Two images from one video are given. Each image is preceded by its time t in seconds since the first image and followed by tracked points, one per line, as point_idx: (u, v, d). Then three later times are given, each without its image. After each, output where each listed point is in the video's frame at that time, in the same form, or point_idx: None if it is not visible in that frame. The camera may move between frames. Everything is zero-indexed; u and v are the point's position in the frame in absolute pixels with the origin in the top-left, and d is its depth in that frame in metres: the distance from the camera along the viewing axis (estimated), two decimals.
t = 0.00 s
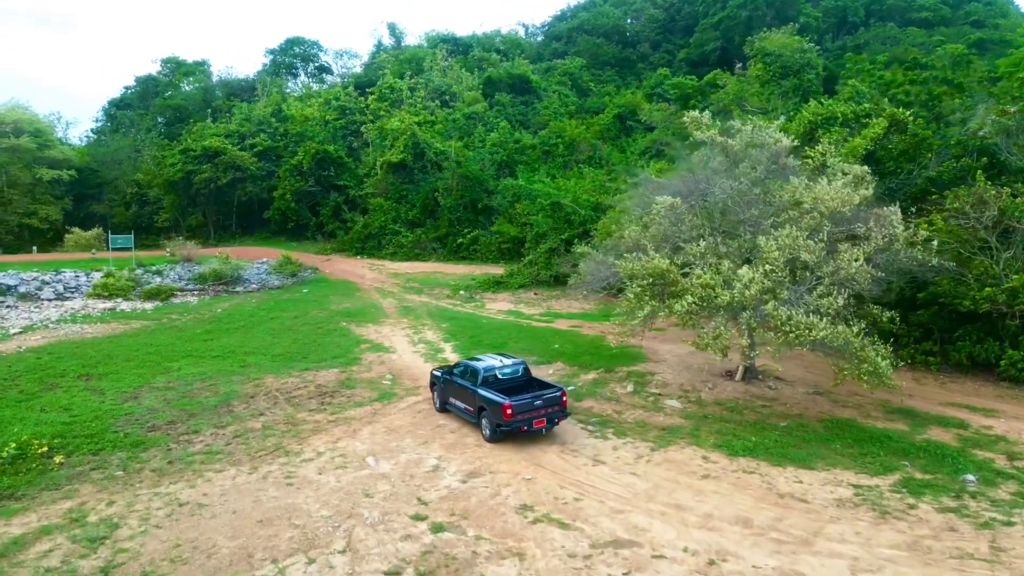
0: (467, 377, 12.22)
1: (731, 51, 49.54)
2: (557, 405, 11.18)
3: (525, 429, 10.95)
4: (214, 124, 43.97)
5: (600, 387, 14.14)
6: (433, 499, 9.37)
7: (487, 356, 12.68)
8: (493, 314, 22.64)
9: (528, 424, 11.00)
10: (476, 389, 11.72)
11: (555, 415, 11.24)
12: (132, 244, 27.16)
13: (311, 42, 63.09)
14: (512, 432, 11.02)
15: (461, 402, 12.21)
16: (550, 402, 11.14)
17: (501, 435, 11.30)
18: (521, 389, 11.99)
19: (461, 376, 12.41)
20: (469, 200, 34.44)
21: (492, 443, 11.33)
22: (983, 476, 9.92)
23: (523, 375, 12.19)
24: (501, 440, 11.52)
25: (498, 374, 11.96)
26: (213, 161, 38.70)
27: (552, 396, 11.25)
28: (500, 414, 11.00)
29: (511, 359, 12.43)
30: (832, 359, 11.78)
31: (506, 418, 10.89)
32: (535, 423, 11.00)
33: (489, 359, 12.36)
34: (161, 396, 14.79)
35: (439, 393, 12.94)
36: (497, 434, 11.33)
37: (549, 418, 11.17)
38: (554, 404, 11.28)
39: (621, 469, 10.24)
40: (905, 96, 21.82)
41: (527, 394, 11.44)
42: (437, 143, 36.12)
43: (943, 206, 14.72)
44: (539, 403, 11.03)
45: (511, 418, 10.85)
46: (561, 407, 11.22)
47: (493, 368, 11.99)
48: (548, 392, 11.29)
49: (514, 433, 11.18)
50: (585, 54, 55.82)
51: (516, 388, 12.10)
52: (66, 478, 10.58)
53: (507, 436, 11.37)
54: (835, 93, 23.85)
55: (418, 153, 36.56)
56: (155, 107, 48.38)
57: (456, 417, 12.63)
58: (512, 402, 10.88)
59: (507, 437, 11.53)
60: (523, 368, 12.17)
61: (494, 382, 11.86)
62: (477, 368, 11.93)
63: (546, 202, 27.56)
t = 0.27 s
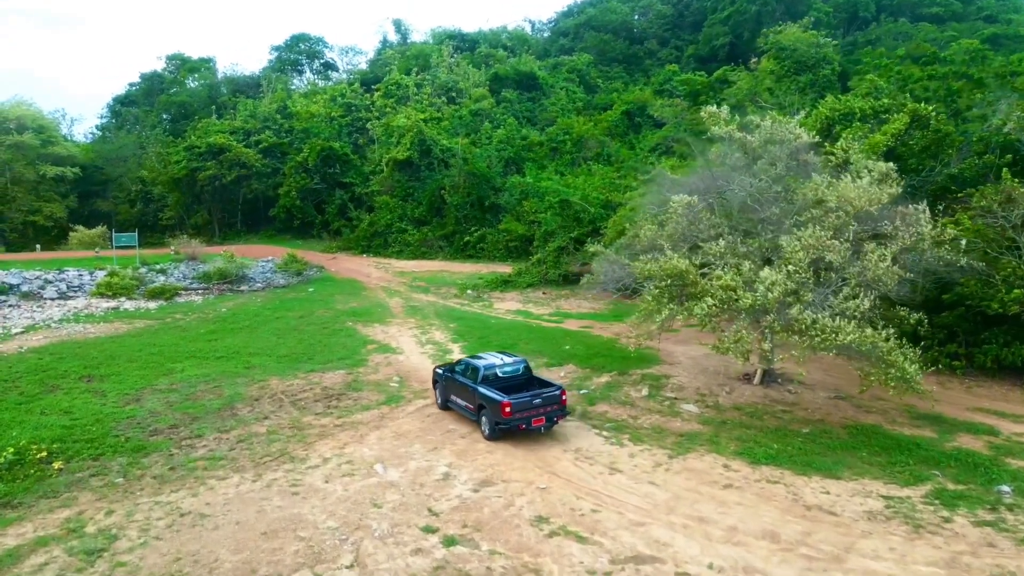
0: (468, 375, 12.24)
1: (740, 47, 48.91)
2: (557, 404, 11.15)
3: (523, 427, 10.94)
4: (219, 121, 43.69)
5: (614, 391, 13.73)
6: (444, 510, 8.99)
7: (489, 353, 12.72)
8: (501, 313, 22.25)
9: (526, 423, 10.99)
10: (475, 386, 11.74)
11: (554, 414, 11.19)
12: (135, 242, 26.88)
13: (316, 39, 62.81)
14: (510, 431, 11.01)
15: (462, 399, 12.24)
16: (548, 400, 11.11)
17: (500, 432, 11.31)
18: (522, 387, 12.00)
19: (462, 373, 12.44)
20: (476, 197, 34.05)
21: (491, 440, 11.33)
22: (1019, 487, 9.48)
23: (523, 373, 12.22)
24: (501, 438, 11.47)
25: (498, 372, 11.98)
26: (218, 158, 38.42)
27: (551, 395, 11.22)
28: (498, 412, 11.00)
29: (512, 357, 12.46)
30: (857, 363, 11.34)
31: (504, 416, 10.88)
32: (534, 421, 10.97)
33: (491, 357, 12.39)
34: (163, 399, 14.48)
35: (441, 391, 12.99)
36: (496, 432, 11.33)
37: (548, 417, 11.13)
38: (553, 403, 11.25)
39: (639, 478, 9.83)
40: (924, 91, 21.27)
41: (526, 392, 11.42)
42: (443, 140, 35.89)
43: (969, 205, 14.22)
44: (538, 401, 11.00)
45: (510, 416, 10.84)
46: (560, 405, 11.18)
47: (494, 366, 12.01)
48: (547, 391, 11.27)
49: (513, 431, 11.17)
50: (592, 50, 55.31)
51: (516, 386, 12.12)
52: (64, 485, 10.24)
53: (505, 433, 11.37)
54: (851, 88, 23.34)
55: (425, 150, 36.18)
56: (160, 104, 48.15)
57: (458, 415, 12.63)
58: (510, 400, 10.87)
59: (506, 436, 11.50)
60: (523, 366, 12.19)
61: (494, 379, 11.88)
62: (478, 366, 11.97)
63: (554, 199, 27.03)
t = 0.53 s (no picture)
0: (468, 372, 12.26)
1: (747, 44, 48.42)
2: (555, 403, 11.10)
3: (520, 426, 10.90)
4: (223, 118, 43.42)
5: (626, 394, 13.36)
6: (453, 520, 8.65)
7: (490, 351, 12.73)
8: (508, 313, 21.91)
9: (524, 421, 10.95)
10: (475, 384, 11.74)
11: (553, 413, 11.13)
12: (138, 241, 26.62)
13: (320, 36, 62.53)
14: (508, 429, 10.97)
15: (462, 397, 12.23)
16: (547, 399, 11.07)
17: (498, 430, 11.29)
18: (521, 386, 11.99)
19: (462, 370, 12.44)
20: (482, 196, 33.71)
21: (489, 439, 11.30)
22: None
23: (523, 371, 12.24)
24: (500, 436, 11.43)
25: (498, 370, 11.99)
26: (221, 156, 38.14)
27: (550, 393, 11.18)
28: (496, 410, 10.96)
29: (513, 355, 12.48)
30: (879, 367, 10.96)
31: (502, 414, 10.83)
32: (531, 420, 10.92)
33: (491, 354, 12.40)
34: (165, 401, 14.19)
35: (443, 388, 12.99)
36: (495, 430, 11.31)
37: (546, 416, 11.07)
38: (551, 402, 11.20)
39: (654, 486, 9.47)
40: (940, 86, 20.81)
41: (526, 391, 11.39)
42: (449, 138, 35.48)
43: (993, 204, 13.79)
44: (536, 400, 10.96)
45: (508, 415, 10.80)
46: (559, 404, 11.13)
47: (494, 365, 12.01)
48: (546, 389, 11.23)
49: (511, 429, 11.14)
50: (598, 47, 54.88)
51: (516, 384, 12.11)
52: (62, 492, 9.95)
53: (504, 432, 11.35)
54: (864, 83, 22.89)
55: (430, 148, 35.86)
56: (164, 102, 47.95)
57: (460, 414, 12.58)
58: (508, 398, 10.82)
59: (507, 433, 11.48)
60: (524, 365, 12.19)
61: (494, 377, 11.87)
62: (478, 363, 11.97)
63: (561, 197, 26.56)
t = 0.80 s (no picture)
0: (468, 370, 12.30)
1: (756, 41, 47.86)
2: (554, 400, 11.02)
3: (519, 423, 10.82)
4: (228, 116, 43.12)
5: (640, 399, 12.93)
6: (464, 533, 8.26)
7: (491, 351, 12.80)
8: (516, 314, 21.52)
9: (522, 418, 10.88)
10: (475, 381, 11.79)
11: (553, 411, 11.05)
12: (141, 240, 26.33)
13: (325, 34, 62.24)
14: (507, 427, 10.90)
15: (463, 395, 12.27)
16: (546, 396, 11.00)
17: (498, 429, 11.26)
18: (522, 384, 12.00)
19: (463, 369, 12.51)
20: (489, 195, 33.33)
21: (489, 437, 11.24)
22: None
23: (524, 370, 12.27)
24: (501, 435, 11.37)
25: (498, 368, 12.03)
26: (226, 154, 37.83)
27: (549, 391, 11.12)
28: (495, 408, 10.92)
29: (513, 354, 12.54)
30: (906, 372, 10.50)
31: (501, 411, 10.78)
32: (530, 417, 10.85)
33: (492, 353, 12.47)
34: (166, 405, 13.85)
35: (445, 387, 13.06)
36: (494, 429, 11.27)
37: (546, 414, 10.99)
38: (551, 400, 11.12)
39: (674, 497, 9.05)
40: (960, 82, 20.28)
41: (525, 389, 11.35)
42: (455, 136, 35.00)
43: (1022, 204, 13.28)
44: (534, 398, 10.89)
45: (506, 412, 10.74)
46: (558, 402, 11.04)
47: (494, 363, 12.05)
48: (545, 387, 11.17)
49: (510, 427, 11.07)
50: (605, 45, 54.42)
51: (516, 383, 12.11)
52: (58, 501, 9.60)
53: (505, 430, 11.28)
54: (881, 80, 22.38)
55: (436, 146, 35.47)
56: (168, 100, 47.70)
57: (463, 414, 12.55)
58: (507, 396, 10.77)
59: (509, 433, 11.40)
60: (524, 364, 12.23)
61: (493, 375, 11.90)
62: (478, 362, 12.02)
63: (569, 195, 26.04)
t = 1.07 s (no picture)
0: (470, 368, 12.31)
1: (764, 39, 47.41)
2: (553, 400, 11.01)
3: (517, 423, 10.84)
4: (232, 115, 42.88)
5: (653, 405, 12.54)
6: (474, 546, 7.91)
7: (493, 348, 12.79)
8: (523, 315, 21.16)
9: (521, 418, 10.88)
10: (475, 379, 11.81)
11: (552, 411, 11.04)
12: (144, 240, 26.06)
13: (330, 33, 62.02)
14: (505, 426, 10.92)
15: (464, 393, 12.31)
16: (544, 396, 10.99)
17: (497, 428, 11.28)
18: (523, 383, 12.00)
19: (465, 367, 12.53)
20: (495, 194, 33.00)
21: (488, 435, 11.28)
22: None
23: (525, 369, 12.26)
24: (500, 434, 11.40)
25: (499, 367, 12.02)
26: (230, 153, 37.57)
27: (548, 391, 11.11)
28: (493, 407, 10.94)
29: (515, 352, 12.53)
30: (932, 378, 10.10)
31: (499, 411, 10.80)
32: (528, 417, 10.86)
33: (494, 351, 12.46)
34: (166, 409, 13.55)
35: (448, 384, 13.12)
36: (493, 427, 11.31)
37: (544, 414, 10.98)
38: (550, 400, 11.11)
39: (691, 508, 8.69)
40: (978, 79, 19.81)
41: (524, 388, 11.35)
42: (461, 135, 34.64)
43: None
44: (533, 397, 10.89)
45: (504, 411, 10.76)
46: (557, 402, 11.03)
47: (495, 361, 12.04)
48: (544, 387, 11.16)
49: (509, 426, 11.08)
50: (612, 43, 54.07)
51: (517, 382, 12.11)
52: (53, 509, 9.30)
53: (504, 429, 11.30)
54: (896, 77, 21.95)
55: (441, 146, 35.15)
56: (173, 99, 47.49)
57: (465, 413, 12.55)
58: (505, 395, 10.78)
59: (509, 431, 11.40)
60: (525, 362, 12.22)
61: (494, 374, 11.89)
62: (479, 360, 12.02)
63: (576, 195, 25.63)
